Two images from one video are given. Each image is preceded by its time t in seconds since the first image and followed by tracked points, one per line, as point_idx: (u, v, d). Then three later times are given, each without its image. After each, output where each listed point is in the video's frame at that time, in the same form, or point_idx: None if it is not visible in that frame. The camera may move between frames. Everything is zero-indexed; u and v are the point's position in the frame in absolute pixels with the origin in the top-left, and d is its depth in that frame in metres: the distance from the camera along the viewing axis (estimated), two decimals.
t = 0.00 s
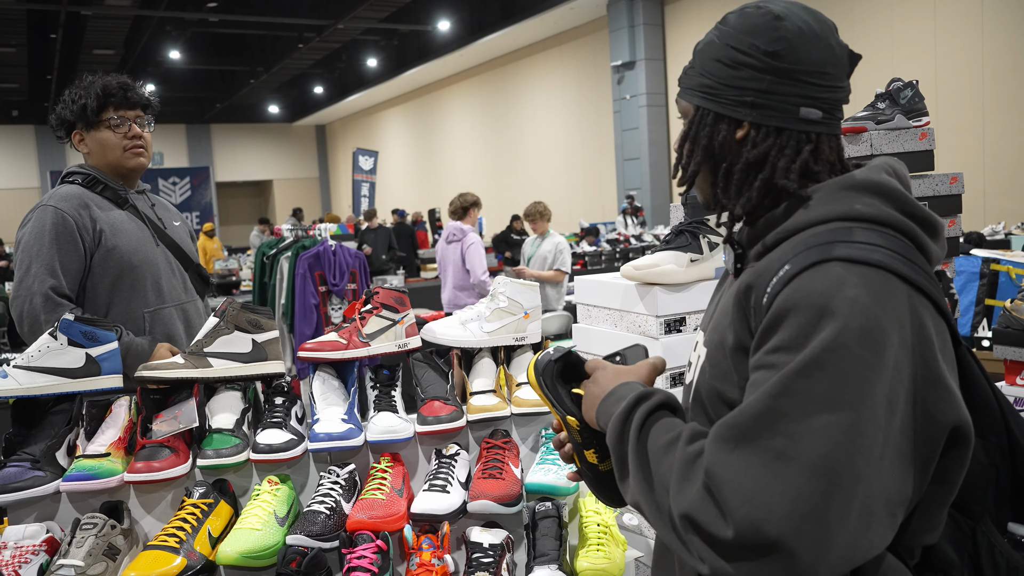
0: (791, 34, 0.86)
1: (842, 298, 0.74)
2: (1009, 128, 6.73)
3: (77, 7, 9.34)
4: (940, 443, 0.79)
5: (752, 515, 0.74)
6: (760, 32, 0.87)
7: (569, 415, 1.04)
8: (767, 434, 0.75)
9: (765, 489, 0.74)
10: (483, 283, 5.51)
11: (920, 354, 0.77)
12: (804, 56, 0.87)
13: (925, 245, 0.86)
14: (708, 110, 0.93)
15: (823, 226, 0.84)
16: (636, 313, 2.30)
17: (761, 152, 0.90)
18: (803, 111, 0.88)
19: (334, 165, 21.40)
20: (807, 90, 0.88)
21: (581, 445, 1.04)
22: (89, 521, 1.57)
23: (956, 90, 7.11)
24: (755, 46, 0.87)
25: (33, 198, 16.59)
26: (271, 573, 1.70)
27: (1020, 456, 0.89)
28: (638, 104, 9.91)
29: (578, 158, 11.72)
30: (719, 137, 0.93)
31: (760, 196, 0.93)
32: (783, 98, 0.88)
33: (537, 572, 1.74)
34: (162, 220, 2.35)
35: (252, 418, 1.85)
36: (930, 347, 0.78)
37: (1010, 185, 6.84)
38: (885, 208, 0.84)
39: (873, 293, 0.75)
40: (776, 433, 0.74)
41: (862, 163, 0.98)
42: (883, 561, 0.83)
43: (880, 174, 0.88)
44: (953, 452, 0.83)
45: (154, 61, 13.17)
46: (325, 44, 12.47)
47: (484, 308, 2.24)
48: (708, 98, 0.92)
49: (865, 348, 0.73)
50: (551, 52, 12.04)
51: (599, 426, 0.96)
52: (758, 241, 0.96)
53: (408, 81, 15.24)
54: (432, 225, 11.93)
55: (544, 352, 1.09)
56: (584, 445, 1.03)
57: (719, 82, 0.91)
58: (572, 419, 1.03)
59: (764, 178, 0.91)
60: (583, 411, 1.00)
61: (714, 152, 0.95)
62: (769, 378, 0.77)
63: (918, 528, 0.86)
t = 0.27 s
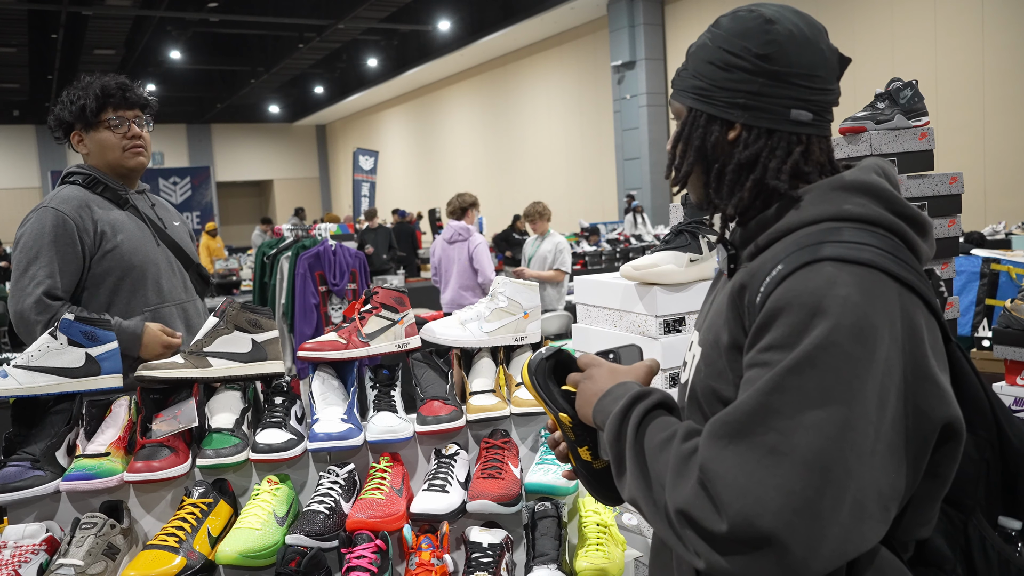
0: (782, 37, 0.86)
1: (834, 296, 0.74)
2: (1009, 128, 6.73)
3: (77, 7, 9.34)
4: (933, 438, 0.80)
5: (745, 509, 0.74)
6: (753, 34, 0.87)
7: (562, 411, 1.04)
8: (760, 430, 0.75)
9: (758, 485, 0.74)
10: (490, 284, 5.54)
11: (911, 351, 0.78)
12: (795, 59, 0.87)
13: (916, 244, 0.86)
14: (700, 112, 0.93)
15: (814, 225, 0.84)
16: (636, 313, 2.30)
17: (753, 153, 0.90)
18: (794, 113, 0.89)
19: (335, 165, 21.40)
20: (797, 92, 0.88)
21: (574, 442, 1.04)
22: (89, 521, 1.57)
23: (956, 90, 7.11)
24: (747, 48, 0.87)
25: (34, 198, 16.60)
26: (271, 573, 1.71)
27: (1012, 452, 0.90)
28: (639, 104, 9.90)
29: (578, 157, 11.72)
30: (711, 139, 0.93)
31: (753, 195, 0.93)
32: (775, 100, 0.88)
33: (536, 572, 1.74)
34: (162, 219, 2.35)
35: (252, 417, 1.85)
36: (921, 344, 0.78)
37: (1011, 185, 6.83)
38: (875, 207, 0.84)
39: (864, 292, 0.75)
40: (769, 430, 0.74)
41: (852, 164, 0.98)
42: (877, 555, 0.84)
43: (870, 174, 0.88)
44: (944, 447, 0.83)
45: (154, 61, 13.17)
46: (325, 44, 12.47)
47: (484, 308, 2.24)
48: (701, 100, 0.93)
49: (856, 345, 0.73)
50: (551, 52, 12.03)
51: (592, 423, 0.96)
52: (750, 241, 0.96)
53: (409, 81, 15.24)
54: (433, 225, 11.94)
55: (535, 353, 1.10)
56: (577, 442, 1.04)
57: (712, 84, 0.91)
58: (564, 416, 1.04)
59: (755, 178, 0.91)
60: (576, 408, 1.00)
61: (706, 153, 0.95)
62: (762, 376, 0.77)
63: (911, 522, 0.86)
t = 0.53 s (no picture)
0: (780, 37, 0.86)
1: (828, 293, 0.74)
2: (1009, 127, 6.72)
3: (77, 6, 9.35)
4: (925, 434, 0.80)
5: (741, 504, 0.74)
6: (750, 35, 0.87)
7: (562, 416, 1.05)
8: (755, 426, 0.75)
9: (753, 480, 0.74)
10: (488, 282, 5.54)
11: (904, 348, 0.78)
12: (791, 60, 0.87)
13: (908, 243, 0.86)
14: (697, 111, 0.94)
15: (808, 224, 0.84)
16: (635, 312, 2.30)
17: (749, 152, 0.90)
18: (790, 114, 0.89)
19: (335, 164, 21.40)
20: (792, 93, 0.88)
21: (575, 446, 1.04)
22: (87, 520, 1.57)
23: (957, 89, 7.10)
24: (743, 49, 0.87)
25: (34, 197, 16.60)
26: (269, 571, 1.71)
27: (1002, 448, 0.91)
28: (639, 103, 9.90)
29: (579, 157, 11.71)
30: (708, 137, 0.93)
31: (748, 194, 0.93)
32: (770, 101, 0.88)
33: (535, 571, 1.74)
34: (161, 219, 2.35)
35: (251, 417, 1.85)
36: (915, 339, 0.78)
37: (1011, 185, 6.83)
38: (868, 206, 0.84)
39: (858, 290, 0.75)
40: (763, 426, 0.75)
41: (846, 164, 0.99)
42: (870, 548, 0.84)
43: (864, 173, 0.88)
44: (937, 443, 0.83)
45: (155, 60, 13.17)
46: (326, 43, 12.47)
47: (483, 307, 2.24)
48: (698, 99, 0.93)
49: (849, 342, 0.73)
50: (551, 51, 12.03)
51: (588, 420, 0.97)
52: (746, 240, 0.97)
53: (409, 80, 15.23)
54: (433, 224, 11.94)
55: (534, 355, 1.10)
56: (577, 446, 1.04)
57: (708, 84, 0.91)
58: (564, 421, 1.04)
59: (751, 178, 0.91)
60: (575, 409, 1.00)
61: (703, 152, 0.95)
62: (757, 372, 0.77)
63: (904, 517, 0.87)
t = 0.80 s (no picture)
0: (781, 38, 0.86)
1: (829, 288, 0.74)
2: (1012, 125, 6.70)
3: (79, 5, 9.35)
4: (924, 429, 0.80)
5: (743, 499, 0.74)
6: (752, 34, 0.87)
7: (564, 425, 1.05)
8: (757, 422, 0.75)
9: (754, 474, 0.74)
10: (484, 282, 5.51)
11: (903, 343, 0.78)
12: (792, 59, 0.87)
13: (906, 240, 0.87)
14: (698, 110, 0.94)
15: (807, 221, 0.85)
16: (636, 311, 2.30)
17: (749, 151, 0.90)
18: (791, 112, 0.89)
19: (337, 163, 21.39)
20: (793, 92, 0.88)
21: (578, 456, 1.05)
22: (89, 519, 1.57)
23: (960, 87, 7.08)
24: (745, 48, 0.87)
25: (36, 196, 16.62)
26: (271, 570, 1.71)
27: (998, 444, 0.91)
28: (641, 102, 9.88)
29: (581, 156, 11.70)
30: (709, 136, 0.93)
31: (748, 192, 0.93)
32: (772, 100, 0.88)
33: (536, 570, 1.74)
34: (159, 218, 2.36)
35: (252, 416, 1.85)
36: (913, 335, 0.78)
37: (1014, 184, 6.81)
38: (867, 204, 0.84)
39: (859, 286, 0.75)
40: (765, 421, 0.74)
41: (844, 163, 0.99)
42: (870, 545, 0.84)
43: (861, 172, 0.88)
44: (935, 438, 0.84)
45: (157, 59, 13.17)
46: (327, 42, 12.46)
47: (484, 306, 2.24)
48: (699, 98, 0.93)
49: (851, 337, 0.73)
50: (553, 49, 12.01)
51: (587, 424, 0.97)
52: (745, 238, 0.96)
53: (411, 78, 15.22)
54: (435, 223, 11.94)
55: (536, 364, 1.09)
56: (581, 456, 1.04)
57: (710, 83, 0.91)
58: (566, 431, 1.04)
59: (752, 176, 0.91)
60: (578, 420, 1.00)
61: (703, 150, 0.95)
62: (758, 368, 0.77)
63: (904, 513, 0.86)
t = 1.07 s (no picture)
0: (786, 38, 0.86)
1: (830, 285, 0.74)
2: (1013, 125, 6.70)
3: (81, 6, 9.37)
4: (924, 426, 0.80)
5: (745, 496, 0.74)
6: (756, 34, 0.87)
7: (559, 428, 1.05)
8: (759, 419, 0.75)
9: (756, 471, 0.74)
10: (474, 281, 5.51)
11: (904, 340, 0.78)
12: (796, 60, 0.87)
13: (905, 238, 0.87)
14: (701, 108, 0.93)
15: (805, 220, 0.84)
16: (636, 311, 2.30)
17: (752, 150, 0.90)
18: (793, 113, 0.89)
19: (338, 163, 21.41)
20: (796, 92, 0.88)
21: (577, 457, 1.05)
22: (90, 519, 1.58)
23: (961, 87, 7.07)
24: (750, 47, 0.87)
25: (37, 196, 16.63)
26: (272, 569, 1.71)
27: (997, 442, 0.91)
28: (642, 101, 9.88)
29: (581, 155, 11.70)
30: (711, 134, 0.93)
31: (749, 191, 0.93)
32: (774, 100, 0.88)
33: (536, 570, 1.74)
34: (159, 220, 2.35)
35: (253, 415, 1.85)
36: (913, 332, 0.78)
37: (1015, 184, 6.80)
38: (866, 203, 0.84)
39: (860, 283, 0.75)
40: (767, 417, 0.74)
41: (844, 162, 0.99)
42: (870, 543, 0.84)
43: (860, 170, 0.88)
44: (935, 435, 0.84)
45: (158, 59, 13.18)
46: (328, 42, 12.48)
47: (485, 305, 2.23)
48: (703, 96, 0.92)
49: (853, 333, 0.73)
50: (554, 49, 12.02)
51: (583, 422, 0.96)
52: (744, 236, 0.96)
53: (412, 78, 15.22)
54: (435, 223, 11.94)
55: (527, 369, 1.10)
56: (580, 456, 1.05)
57: (714, 81, 0.91)
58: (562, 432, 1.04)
59: (753, 175, 0.91)
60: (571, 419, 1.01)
61: (705, 148, 0.95)
62: (760, 365, 0.77)
63: (903, 510, 0.86)
